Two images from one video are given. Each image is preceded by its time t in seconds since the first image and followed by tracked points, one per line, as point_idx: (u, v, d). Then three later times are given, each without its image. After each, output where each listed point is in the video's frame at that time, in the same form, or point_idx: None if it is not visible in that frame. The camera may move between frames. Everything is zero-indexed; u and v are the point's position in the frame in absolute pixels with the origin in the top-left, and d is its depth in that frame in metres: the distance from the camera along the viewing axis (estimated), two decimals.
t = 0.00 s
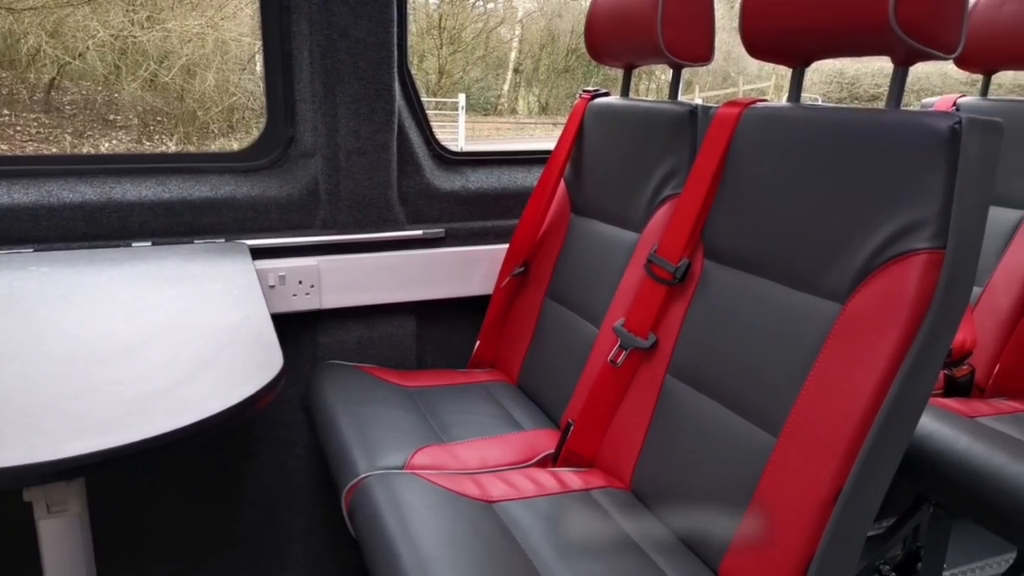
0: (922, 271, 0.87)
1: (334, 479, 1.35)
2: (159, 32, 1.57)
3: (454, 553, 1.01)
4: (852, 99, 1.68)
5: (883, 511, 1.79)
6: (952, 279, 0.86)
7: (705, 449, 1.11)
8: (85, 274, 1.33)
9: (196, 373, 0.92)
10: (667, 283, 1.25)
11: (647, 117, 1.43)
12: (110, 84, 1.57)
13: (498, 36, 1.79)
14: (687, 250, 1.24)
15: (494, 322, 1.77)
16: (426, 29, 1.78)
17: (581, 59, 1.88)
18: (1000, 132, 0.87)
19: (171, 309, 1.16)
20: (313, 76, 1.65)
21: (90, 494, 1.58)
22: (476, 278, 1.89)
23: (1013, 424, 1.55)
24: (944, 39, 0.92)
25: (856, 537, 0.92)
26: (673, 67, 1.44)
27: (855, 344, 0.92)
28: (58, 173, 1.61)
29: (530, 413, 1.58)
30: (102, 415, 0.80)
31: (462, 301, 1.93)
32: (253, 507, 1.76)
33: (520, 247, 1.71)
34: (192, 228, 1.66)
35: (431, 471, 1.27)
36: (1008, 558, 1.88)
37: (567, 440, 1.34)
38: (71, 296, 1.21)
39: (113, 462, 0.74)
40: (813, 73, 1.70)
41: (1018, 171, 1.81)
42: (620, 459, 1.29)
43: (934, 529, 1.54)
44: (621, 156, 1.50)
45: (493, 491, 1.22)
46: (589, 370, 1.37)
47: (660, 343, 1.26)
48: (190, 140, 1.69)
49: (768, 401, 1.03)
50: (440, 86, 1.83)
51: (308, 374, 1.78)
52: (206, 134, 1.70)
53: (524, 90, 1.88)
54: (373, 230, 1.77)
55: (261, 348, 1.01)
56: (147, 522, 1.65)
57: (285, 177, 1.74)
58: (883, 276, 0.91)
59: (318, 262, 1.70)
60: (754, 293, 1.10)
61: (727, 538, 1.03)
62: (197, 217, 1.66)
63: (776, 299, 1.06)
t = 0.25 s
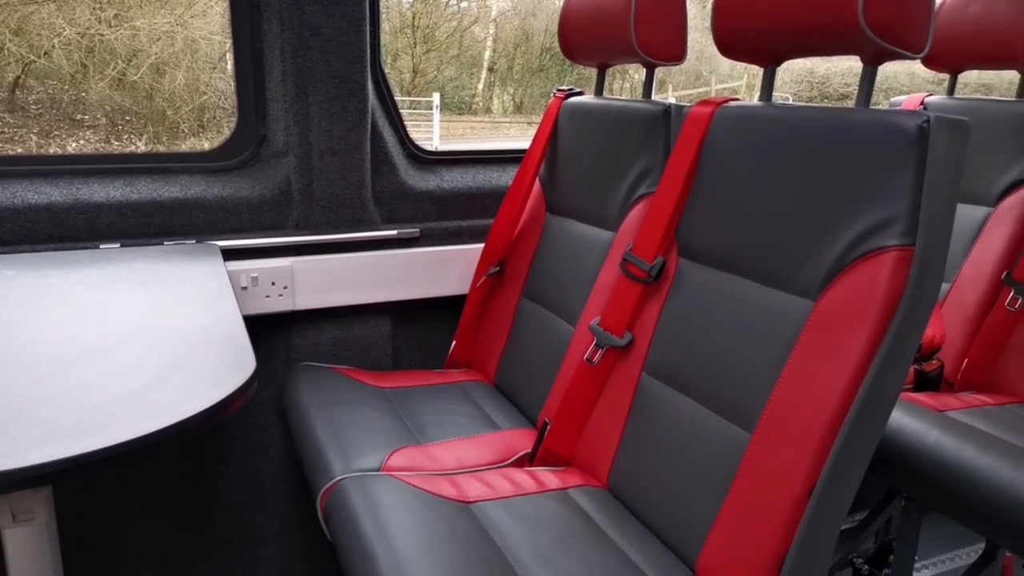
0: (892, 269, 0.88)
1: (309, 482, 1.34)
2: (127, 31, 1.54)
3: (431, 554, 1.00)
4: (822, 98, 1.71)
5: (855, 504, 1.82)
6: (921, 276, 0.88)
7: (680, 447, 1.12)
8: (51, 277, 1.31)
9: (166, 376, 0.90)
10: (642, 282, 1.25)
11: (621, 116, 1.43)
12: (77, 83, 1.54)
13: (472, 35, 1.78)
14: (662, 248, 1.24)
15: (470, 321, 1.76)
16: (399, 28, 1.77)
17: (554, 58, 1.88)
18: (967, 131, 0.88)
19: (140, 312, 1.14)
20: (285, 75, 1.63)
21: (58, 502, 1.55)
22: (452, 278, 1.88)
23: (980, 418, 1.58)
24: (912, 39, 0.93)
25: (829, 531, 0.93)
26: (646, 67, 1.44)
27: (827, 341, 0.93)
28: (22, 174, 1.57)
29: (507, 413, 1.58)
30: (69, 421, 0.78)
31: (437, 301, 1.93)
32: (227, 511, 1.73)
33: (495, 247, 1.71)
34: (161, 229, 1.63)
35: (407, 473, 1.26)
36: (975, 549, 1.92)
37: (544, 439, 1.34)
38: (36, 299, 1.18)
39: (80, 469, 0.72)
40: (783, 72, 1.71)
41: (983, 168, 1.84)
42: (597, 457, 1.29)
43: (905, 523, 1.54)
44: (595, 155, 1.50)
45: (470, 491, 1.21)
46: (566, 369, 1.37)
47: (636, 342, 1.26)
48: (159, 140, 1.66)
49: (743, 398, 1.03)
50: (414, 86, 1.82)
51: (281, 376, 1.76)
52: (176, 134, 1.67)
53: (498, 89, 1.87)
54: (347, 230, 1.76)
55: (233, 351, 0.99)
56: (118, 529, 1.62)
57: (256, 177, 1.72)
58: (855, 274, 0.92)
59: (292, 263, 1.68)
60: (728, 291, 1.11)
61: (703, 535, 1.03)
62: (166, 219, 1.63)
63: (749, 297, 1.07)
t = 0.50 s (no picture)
0: (871, 266, 0.89)
1: (290, 485, 1.33)
2: (103, 29, 1.52)
3: (413, 556, 1.00)
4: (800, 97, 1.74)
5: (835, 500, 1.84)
6: (899, 273, 0.88)
7: (662, 445, 1.12)
8: (25, 279, 1.28)
9: (144, 379, 0.89)
10: (624, 281, 1.25)
11: (602, 115, 1.43)
12: (51, 82, 1.51)
13: (452, 34, 1.78)
14: (643, 247, 1.24)
15: (452, 321, 1.76)
16: (379, 27, 1.76)
17: (535, 57, 1.88)
18: (942, 129, 0.89)
19: (116, 314, 1.12)
20: (263, 74, 1.62)
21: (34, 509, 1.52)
22: (433, 278, 1.88)
23: (957, 413, 1.60)
24: (889, 40, 0.94)
25: (810, 527, 0.93)
26: (626, 66, 1.44)
27: (807, 338, 0.93)
28: None
29: (489, 413, 1.57)
30: (44, 425, 0.77)
31: (419, 302, 1.92)
32: (207, 515, 1.71)
33: (477, 246, 1.71)
34: (138, 231, 1.61)
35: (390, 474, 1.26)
36: (953, 542, 1.95)
37: (527, 439, 1.34)
38: (9, 302, 1.16)
39: (55, 474, 0.71)
40: (763, 71, 1.73)
41: (959, 166, 1.86)
42: (579, 456, 1.29)
43: (883, 517, 1.57)
44: (577, 154, 1.50)
45: (453, 492, 1.21)
46: (548, 369, 1.37)
47: (618, 340, 1.26)
48: (136, 139, 1.64)
49: (724, 395, 1.04)
50: (394, 85, 1.82)
51: (262, 378, 1.74)
52: (153, 134, 1.65)
53: (479, 88, 1.87)
54: (328, 231, 1.75)
55: (212, 353, 0.98)
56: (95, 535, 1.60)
57: (234, 177, 1.70)
58: (834, 271, 0.93)
59: (271, 263, 1.67)
60: (709, 289, 1.11)
61: (685, 532, 1.04)
62: (143, 219, 1.61)
63: (730, 295, 1.08)
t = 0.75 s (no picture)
0: (841, 264, 0.90)
1: (264, 489, 1.31)
2: (68, 27, 1.49)
3: (390, 558, 0.99)
4: (772, 96, 1.76)
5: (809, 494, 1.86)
6: (869, 270, 0.89)
7: (638, 443, 1.13)
8: None
9: (112, 384, 0.87)
10: (599, 280, 1.26)
11: (576, 114, 1.43)
12: (15, 81, 1.48)
13: (426, 33, 1.77)
14: (618, 246, 1.25)
15: (428, 322, 1.75)
16: (352, 25, 1.74)
17: (509, 56, 1.88)
18: (910, 128, 0.91)
19: (84, 318, 1.10)
20: (233, 73, 1.60)
21: None
22: (408, 278, 1.86)
23: (926, 407, 1.63)
24: (858, 40, 0.95)
25: (784, 522, 0.94)
26: (600, 65, 1.45)
27: (780, 335, 0.94)
28: None
29: (466, 413, 1.57)
30: (9, 432, 0.75)
31: (394, 302, 1.91)
32: (179, 520, 1.69)
33: (452, 246, 1.70)
34: (106, 232, 1.58)
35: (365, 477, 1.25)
36: (923, 534, 1.98)
37: (503, 439, 1.34)
38: None
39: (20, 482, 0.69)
40: (735, 70, 1.72)
41: (927, 165, 1.89)
42: (556, 455, 1.29)
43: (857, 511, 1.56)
44: (551, 153, 1.50)
45: (429, 493, 1.20)
46: (524, 368, 1.36)
47: (593, 339, 1.26)
48: (104, 139, 1.60)
49: (698, 393, 1.04)
50: (368, 84, 1.80)
51: (234, 381, 1.72)
52: (122, 134, 1.62)
53: (453, 87, 1.86)
54: (301, 231, 1.73)
55: (183, 357, 0.97)
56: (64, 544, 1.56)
57: (205, 177, 1.67)
58: (806, 269, 0.94)
59: (243, 265, 1.65)
60: (684, 288, 1.12)
61: (662, 529, 1.04)
62: (111, 221, 1.58)
63: (704, 293, 1.08)
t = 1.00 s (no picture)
0: (814, 261, 0.91)
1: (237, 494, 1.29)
2: (32, 25, 1.46)
3: (366, 561, 0.98)
4: (743, 95, 1.77)
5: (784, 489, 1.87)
6: (841, 268, 0.90)
7: (615, 442, 1.12)
8: None
9: (78, 389, 0.85)
10: (574, 279, 1.26)
11: (550, 113, 1.43)
12: None
13: (399, 31, 1.75)
14: (593, 245, 1.25)
15: (403, 322, 1.74)
16: (324, 23, 1.72)
17: (483, 55, 1.87)
18: (880, 127, 0.92)
19: (49, 322, 1.08)
20: (202, 72, 1.57)
21: None
22: (383, 278, 1.85)
23: (897, 402, 1.65)
24: (828, 39, 0.96)
25: (760, 519, 0.95)
26: (573, 64, 1.44)
27: (754, 333, 0.94)
28: None
29: (442, 413, 1.56)
30: None
31: (369, 303, 1.89)
32: (151, 527, 1.66)
33: (427, 246, 1.69)
34: (72, 234, 1.55)
35: (340, 480, 1.23)
36: (896, 527, 2.01)
37: (480, 439, 1.33)
38: None
39: None
40: (707, 70, 1.74)
41: (896, 162, 1.92)
42: (533, 455, 1.29)
43: (830, 505, 1.57)
44: (526, 152, 1.49)
45: (406, 495, 1.19)
46: (501, 369, 1.36)
47: (570, 338, 1.26)
48: (70, 139, 1.57)
49: (674, 391, 1.05)
50: (340, 82, 1.78)
51: (206, 385, 1.69)
52: (88, 133, 1.58)
53: (427, 86, 1.85)
54: (273, 232, 1.70)
55: (151, 360, 0.95)
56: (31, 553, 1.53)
57: (173, 177, 1.64)
58: (779, 267, 0.94)
59: (214, 266, 1.62)
60: (659, 286, 1.12)
61: (639, 528, 1.04)
62: (77, 223, 1.55)
63: (679, 291, 1.08)
